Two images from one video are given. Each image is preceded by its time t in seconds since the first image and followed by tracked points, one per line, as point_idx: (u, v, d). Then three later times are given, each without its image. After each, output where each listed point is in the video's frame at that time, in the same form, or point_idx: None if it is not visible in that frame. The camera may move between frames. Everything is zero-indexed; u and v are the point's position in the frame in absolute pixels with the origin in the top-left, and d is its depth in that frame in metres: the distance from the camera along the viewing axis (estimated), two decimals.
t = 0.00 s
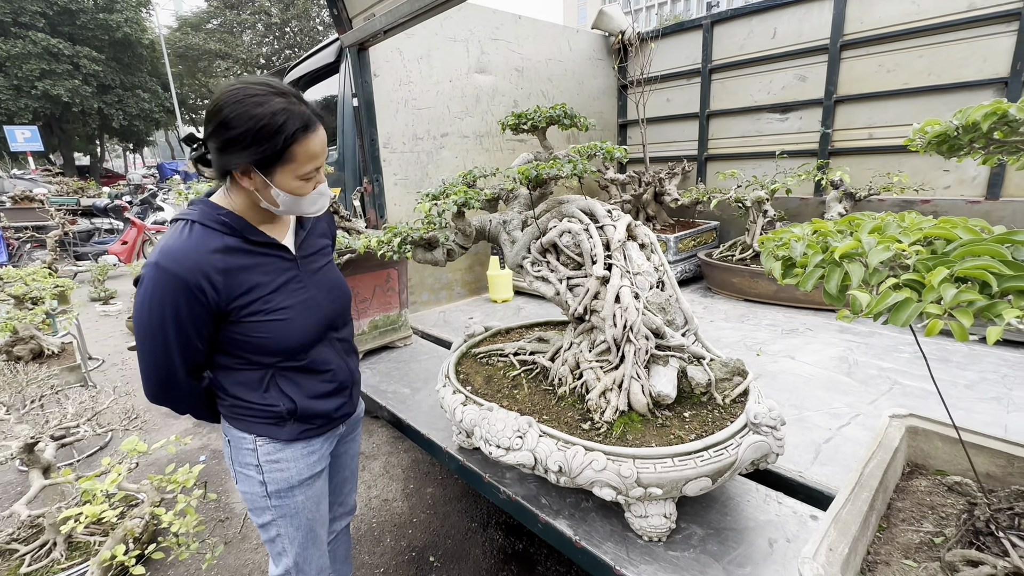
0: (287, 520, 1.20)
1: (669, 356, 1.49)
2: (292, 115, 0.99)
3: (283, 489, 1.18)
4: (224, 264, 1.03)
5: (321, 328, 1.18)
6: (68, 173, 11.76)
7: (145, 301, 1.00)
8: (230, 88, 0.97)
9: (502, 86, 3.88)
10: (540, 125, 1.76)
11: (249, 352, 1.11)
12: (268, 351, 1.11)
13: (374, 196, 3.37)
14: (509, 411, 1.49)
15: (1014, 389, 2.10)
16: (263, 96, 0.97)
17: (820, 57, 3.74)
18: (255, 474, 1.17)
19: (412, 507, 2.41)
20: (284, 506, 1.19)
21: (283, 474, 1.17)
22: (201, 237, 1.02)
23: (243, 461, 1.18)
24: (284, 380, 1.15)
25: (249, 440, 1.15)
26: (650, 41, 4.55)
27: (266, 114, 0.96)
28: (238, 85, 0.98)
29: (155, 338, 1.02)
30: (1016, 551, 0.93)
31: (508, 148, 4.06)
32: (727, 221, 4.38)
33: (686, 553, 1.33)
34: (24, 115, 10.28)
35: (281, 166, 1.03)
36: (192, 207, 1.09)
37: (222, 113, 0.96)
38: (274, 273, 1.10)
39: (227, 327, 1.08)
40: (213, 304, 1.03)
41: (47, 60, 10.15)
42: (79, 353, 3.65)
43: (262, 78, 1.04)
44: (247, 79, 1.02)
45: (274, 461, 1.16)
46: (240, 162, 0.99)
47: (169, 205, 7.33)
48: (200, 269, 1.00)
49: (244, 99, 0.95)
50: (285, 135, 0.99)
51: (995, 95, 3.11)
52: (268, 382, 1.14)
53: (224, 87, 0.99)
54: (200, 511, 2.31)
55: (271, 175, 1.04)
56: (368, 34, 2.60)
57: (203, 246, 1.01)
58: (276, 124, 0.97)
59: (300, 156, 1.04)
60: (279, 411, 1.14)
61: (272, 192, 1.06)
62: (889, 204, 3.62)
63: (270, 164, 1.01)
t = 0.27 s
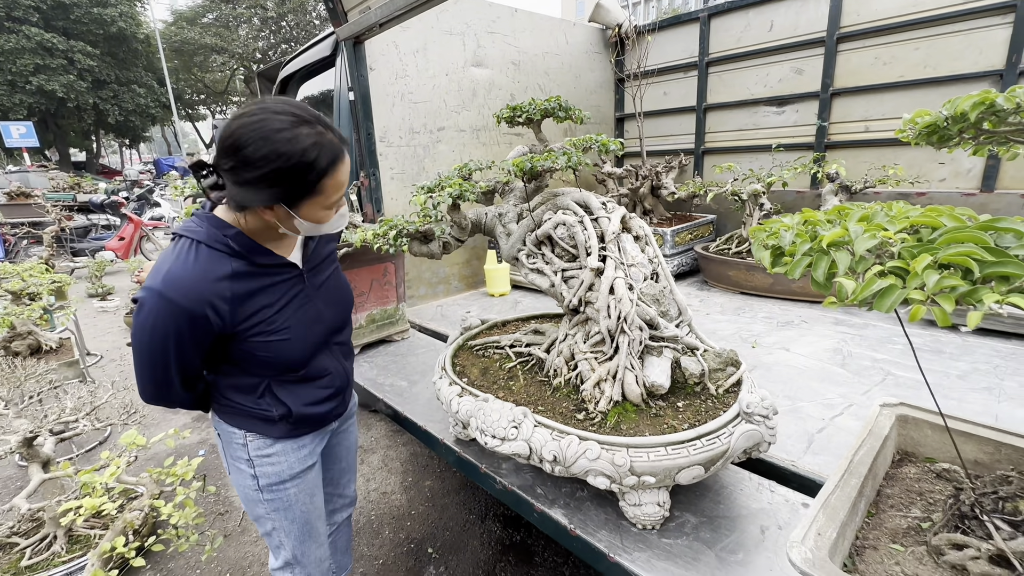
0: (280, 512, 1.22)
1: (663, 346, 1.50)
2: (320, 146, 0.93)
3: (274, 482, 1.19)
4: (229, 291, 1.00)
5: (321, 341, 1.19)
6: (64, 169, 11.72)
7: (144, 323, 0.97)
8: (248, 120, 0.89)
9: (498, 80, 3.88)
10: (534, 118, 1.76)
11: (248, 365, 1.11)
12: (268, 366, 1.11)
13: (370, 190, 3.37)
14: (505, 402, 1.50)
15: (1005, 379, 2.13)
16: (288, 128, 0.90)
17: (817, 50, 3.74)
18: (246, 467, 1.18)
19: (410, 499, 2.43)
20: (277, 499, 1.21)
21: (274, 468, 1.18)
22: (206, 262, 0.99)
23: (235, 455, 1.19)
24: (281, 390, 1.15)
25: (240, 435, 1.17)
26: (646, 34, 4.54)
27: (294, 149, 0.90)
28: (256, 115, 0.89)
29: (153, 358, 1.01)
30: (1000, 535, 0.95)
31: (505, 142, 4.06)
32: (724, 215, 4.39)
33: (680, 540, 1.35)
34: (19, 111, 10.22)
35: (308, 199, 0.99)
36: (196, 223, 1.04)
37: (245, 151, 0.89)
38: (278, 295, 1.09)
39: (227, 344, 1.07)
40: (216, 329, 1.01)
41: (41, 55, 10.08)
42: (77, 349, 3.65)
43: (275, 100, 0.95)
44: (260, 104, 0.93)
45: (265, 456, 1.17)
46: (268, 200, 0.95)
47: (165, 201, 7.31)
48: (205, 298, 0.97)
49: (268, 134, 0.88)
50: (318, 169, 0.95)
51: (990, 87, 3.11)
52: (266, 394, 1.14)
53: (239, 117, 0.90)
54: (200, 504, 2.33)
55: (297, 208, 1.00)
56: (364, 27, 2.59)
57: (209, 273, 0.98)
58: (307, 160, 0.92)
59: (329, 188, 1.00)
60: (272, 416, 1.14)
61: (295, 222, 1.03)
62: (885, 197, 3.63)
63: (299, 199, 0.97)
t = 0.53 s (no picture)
0: (266, 503, 1.24)
1: (658, 336, 1.52)
2: (392, 197, 0.87)
3: (254, 477, 1.21)
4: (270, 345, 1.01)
5: (332, 367, 1.22)
6: (61, 163, 11.66)
7: (181, 372, 0.98)
8: (313, 188, 0.81)
9: (496, 72, 3.87)
10: (531, 109, 1.77)
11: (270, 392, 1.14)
12: (286, 398, 1.15)
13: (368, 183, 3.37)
14: (502, 391, 1.52)
15: (996, 369, 2.15)
16: (359, 189, 0.83)
17: (815, 43, 3.73)
18: (228, 462, 1.21)
19: (409, 490, 2.46)
20: (260, 492, 1.23)
21: (254, 463, 1.20)
22: (251, 318, 0.98)
23: (218, 452, 1.22)
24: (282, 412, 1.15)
25: (223, 432, 1.19)
26: (644, 26, 4.52)
27: (372, 209, 0.84)
28: (320, 180, 0.82)
29: (179, 395, 1.02)
30: (984, 516, 0.97)
31: (503, 134, 4.06)
32: (721, 207, 4.40)
33: (673, 526, 1.37)
34: (14, 104, 10.15)
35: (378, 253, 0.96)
36: (239, 272, 1.00)
37: (318, 222, 0.82)
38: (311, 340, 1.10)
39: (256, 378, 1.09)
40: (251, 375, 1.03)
41: (36, 47, 10.00)
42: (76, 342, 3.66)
43: (325, 156, 0.86)
44: (312, 165, 0.84)
45: (244, 451, 1.19)
46: (347, 263, 0.90)
47: (163, 195, 7.29)
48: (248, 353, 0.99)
49: (341, 200, 0.81)
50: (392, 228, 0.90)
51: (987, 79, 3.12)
52: (277, 421, 1.16)
53: (300, 185, 0.82)
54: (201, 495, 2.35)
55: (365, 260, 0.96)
56: (361, 19, 2.58)
57: (255, 331, 0.98)
58: (385, 218, 0.86)
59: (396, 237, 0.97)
60: (262, 429, 1.15)
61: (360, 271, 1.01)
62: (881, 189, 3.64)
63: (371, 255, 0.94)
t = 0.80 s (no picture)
0: (265, 489, 1.27)
1: (657, 324, 1.52)
2: (442, 230, 0.91)
3: (253, 468, 1.23)
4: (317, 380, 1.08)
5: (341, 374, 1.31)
6: (60, 155, 11.64)
7: (239, 411, 1.02)
8: (379, 246, 0.83)
9: (497, 62, 3.85)
10: (531, 98, 1.76)
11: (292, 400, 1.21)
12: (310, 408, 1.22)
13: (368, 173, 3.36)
14: (502, 379, 1.53)
15: (995, 359, 2.16)
16: (417, 233, 0.86)
17: (818, 32, 3.70)
18: (226, 454, 1.23)
19: (410, 479, 2.48)
20: (259, 480, 1.25)
21: (252, 454, 1.21)
22: (307, 362, 1.03)
23: (215, 445, 1.24)
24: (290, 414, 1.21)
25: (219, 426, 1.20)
26: (646, 15, 4.49)
27: (432, 249, 0.88)
28: (383, 237, 0.83)
29: (221, 421, 1.05)
30: (977, 499, 0.98)
31: (503, 125, 4.04)
32: (722, 199, 4.39)
33: (671, 511, 1.39)
34: (13, 96, 10.11)
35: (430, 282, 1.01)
36: (295, 321, 1.01)
37: (390, 276, 0.85)
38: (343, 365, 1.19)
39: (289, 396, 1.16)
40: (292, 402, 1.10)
41: (34, 39, 9.95)
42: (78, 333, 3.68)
43: (368, 209, 0.86)
44: (362, 221, 0.85)
45: (243, 443, 1.20)
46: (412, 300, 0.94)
47: (163, 187, 7.29)
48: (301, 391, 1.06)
49: (407, 251, 0.84)
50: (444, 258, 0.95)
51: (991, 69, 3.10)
52: (290, 423, 1.22)
53: (363, 247, 0.83)
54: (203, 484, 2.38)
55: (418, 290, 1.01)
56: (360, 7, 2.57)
57: (311, 372, 1.05)
58: (443, 253, 0.91)
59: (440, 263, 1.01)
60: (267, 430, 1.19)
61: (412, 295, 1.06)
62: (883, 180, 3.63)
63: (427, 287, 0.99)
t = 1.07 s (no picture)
0: (270, 485, 1.27)
1: (657, 317, 1.52)
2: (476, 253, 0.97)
3: (256, 466, 1.23)
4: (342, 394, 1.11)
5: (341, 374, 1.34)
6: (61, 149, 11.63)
7: (272, 427, 1.03)
8: (427, 277, 0.88)
9: (497, 56, 3.83)
10: (532, 90, 1.75)
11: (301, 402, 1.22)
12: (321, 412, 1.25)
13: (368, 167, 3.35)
14: (501, 372, 1.53)
15: (995, 353, 2.16)
16: (458, 259, 0.92)
17: (820, 25, 3.68)
18: (228, 454, 1.22)
19: (410, 473, 2.49)
20: (262, 477, 1.24)
21: (254, 452, 1.21)
22: (339, 380, 1.06)
23: (216, 445, 1.22)
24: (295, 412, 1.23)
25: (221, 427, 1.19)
26: (648, 9, 4.46)
27: (473, 273, 0.94)
28: (430, 268, 0.88)
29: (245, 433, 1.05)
30: (975, 490, 0.98)
31: (504, 119, 4.03)
32: (723, 194, 4.38)
33: (670, 504, 1.40)
34: (13, 90, 10.09)
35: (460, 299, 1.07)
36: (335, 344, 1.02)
37: (439, 302, 0.91)
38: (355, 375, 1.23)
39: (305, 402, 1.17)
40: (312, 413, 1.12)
41: (33, 32, 9.91)
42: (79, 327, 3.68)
43: (409, 241, 0.91)
44: (407, 253, 0.89)
45: (245, 442, 1.19)
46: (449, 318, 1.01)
47: (164, 182, 7.29)
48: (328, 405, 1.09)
49: (452, 278, 0.91)
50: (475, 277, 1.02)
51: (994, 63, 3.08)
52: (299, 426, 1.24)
53: (413, 280, 0.88)
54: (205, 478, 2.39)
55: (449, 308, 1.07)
56: None
57: (341, 390, 1.08)
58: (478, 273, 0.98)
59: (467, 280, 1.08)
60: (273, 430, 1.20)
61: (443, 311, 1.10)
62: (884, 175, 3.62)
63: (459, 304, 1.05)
